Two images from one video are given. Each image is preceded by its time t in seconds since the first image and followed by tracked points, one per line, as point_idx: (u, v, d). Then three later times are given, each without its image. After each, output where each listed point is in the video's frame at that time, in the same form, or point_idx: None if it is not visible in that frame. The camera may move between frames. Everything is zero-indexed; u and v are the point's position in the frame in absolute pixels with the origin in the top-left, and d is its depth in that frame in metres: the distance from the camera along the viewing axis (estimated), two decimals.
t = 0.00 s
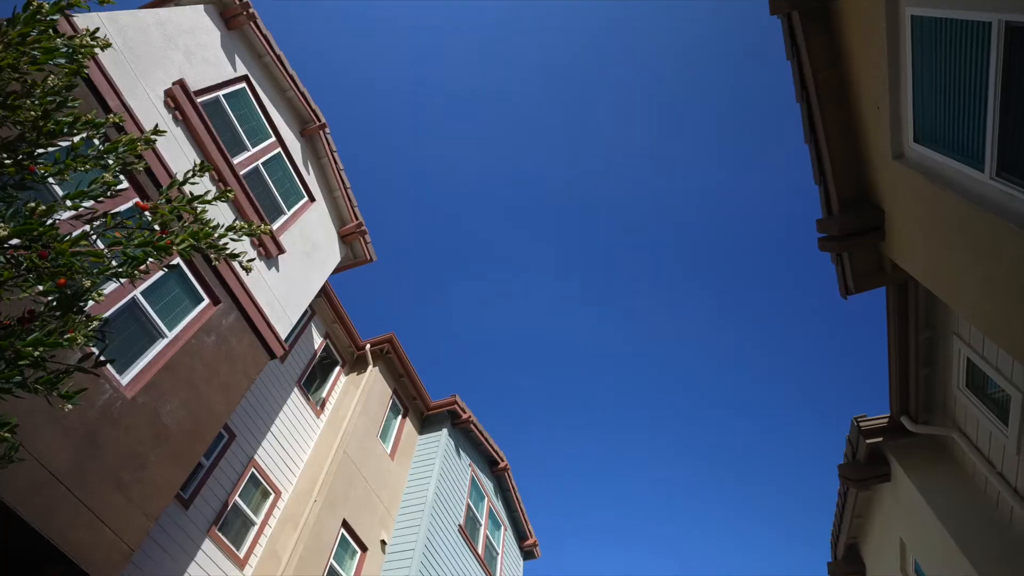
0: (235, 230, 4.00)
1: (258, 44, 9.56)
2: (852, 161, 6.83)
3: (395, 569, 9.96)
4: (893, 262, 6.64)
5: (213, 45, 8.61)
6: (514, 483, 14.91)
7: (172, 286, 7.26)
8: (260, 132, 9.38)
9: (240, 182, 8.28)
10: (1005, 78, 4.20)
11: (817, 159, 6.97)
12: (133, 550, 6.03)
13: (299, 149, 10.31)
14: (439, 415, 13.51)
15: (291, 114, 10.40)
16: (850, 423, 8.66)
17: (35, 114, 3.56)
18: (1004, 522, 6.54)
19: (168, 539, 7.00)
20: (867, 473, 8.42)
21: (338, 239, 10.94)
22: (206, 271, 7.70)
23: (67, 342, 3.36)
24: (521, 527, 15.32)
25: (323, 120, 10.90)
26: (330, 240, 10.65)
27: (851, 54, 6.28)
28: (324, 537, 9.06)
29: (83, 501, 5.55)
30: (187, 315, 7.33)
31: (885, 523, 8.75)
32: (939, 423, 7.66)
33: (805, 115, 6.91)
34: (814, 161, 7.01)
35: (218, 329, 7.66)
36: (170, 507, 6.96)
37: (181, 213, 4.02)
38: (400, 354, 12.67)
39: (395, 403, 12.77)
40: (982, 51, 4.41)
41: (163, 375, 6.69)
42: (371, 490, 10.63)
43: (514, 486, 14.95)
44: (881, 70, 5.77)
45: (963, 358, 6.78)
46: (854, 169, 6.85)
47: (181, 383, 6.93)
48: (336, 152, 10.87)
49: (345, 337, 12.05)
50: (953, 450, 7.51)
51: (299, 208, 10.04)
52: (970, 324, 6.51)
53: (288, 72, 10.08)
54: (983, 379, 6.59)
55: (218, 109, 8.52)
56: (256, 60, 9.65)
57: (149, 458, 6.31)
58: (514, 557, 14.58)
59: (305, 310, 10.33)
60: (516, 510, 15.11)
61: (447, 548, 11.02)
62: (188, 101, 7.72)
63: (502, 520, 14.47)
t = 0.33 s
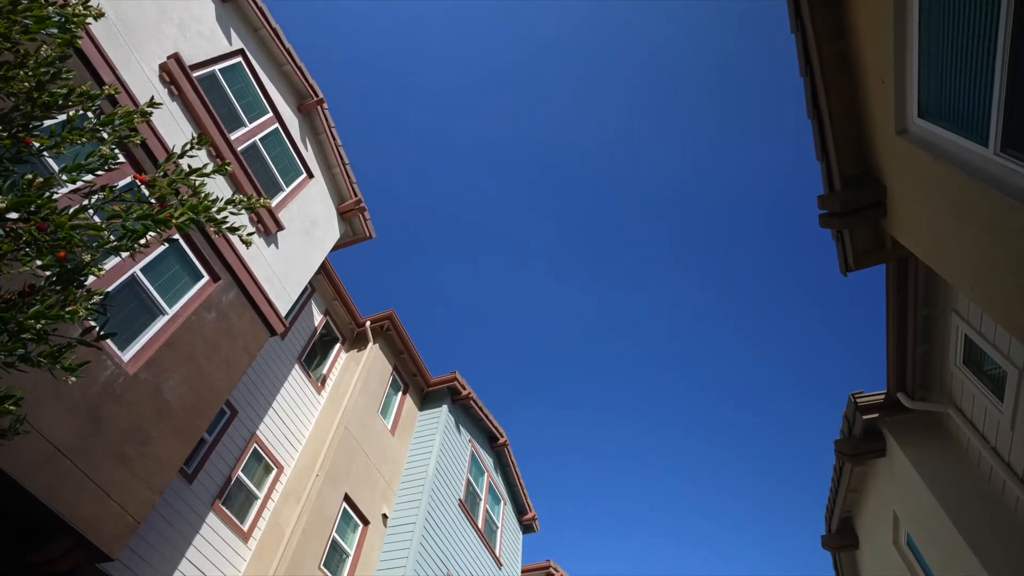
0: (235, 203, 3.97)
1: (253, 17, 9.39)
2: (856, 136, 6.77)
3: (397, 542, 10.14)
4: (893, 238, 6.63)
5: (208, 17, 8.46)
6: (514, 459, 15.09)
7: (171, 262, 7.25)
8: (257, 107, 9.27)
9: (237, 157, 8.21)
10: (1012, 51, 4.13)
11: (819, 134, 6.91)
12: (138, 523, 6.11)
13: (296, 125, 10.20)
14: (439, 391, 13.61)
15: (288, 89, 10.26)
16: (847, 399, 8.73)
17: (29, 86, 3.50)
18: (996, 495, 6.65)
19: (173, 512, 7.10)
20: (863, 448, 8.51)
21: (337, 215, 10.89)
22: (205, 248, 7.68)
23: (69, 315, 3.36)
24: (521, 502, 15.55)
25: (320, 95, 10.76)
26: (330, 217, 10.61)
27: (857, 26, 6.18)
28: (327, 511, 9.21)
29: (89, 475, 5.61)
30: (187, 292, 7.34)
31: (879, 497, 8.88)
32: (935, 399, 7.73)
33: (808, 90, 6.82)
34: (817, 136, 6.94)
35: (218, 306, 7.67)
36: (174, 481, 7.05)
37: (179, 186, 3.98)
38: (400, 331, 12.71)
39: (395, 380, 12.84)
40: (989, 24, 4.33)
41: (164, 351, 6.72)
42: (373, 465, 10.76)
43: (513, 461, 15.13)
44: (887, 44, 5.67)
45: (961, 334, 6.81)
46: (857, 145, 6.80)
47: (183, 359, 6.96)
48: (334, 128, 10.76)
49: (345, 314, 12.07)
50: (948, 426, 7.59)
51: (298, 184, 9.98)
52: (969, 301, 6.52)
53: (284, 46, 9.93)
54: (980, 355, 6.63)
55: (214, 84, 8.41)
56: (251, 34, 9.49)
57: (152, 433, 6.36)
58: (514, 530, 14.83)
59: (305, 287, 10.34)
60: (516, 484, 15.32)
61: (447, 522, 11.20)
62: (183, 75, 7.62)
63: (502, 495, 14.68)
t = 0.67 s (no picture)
0: (234, 177, 3.93)
1: None
2: (860, 112, 6.69)
3: (398, 517, 10.30)
4: (894, 216, 6.61)
5: None
6: (513, 435, 15.23)
7: (170, 240, 7.24)
8: (254, 83, 9.16)
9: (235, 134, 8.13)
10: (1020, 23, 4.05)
11: (822, 110, 6.84)
12: (143, 497, 6.19)
13: (294, 101, 10.09)
14: (439, 369, 13.68)
15: (285, 65, 10.12)
16: (844, 377, 8.77)
17: (22, 58, 3.44)
18: (990, 471, 6.74)
19: (177, 487, 7.19)
20: (859, 425, 8.59)
21: (336, 193, 10.83)
22: (203, 225, 7.65)
23: (70, 289, 3.35)
24: (520, 478, 15.74)
25: (318, 71, 10.63)
26: (329, 195, 10.55)
27: None
28: (329, 486, 9.33)
29: (93, 451, 5.66)
30: (186, 269, 7.34)
31: (874, 474, 8.99)
32: (931, 376, 7.79)
33: (812, 65, 6.73)
34: (820, 113, 6.87)
35: (218, 283, 7.67)
36: (178, 456, 7.12)
37: (176, 161, 3.95)
38: (400, 309, 12.74)
39: (395, 357, 12.90)
40: None
41: (165, 328, 6.74)
42: (374, 441, 10.87)
43: (513, 438, 15.27)
44: (894, 18, 5.59)
45: (960, 312, 6.82)
46: (861, 121, 6.72)
47: (184, 336, 6.98)
48: (332, 104, 10.65)
49: (345, 292, 12.07)
50: (944, 403, 7.65)
51: (296, 161, 9.90)
52: (968, 279, 6.53)
53: (280, 20, 9.76)
54: (978, 333, 6.67)
55: (210, 59, 8.29)
56: (247, 8, 9.34)
57: (155, 410, 6.41)
58: (513, 506, 15.04)
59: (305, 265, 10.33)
60: (515, 461, 15.50)
61: (447, 498, 11.36)
62: (179, 50, 7.51)
63: (501, 471, 14.86)
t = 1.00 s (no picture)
0: (233, 151, 3.89)
1: None
2: (864, 89, 6.62)
3: (398, 493, 10.45)
4: (896, 194, 6.57)
5: None
6: (513, 413, 15.35)
7: (169, 217, 7.22)
8: (250, 59, 9.04)
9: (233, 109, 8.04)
10: None
11: (825, 87, 6.77)
12: (147, 473, 6.25)
13: (291, 77, 9.97)
14: (439, 347, 13.73)
15: (281, 40, 9.99)
16: (842, 354, 8.81)
17: (14, 29, 3.38)
18: (984, 447, 6.83)
19: (179, 463, 7.26)
20: (855, 402, 8.67)
21: (334, 171, 10.76)
22: (201, 203, 7.61)
23: (70, 263, 3.34)
24: (519, 455, 15.91)
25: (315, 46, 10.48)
26: (327, 173, 10.48)
27: None
28: (330, 463, 9.44)
29: (96, 427, 5.70)
30: (185, 247, 7.32)
31: (869, 450, 9.09)
32: (929, 354, 7.83)
33: (815, 40, 6.64)
34: (823, 89, 6.80)
35: (218, 262, 7.66)
36: (180, 433, 7.17)
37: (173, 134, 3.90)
38: (400, 287, 12.74)
39: (394, 335, 12.94)
40: None
41: (165, 307, 6.74)
42: (374, 419, 10.96)
43: (513, 416, 15.40)
44: None
45: (959, 291, 6.84)
46: (865, 97, 6.64)
47: (184, 314, 6.99)
48: (330, 81, 10.53)
49: (344, 271, 12.05)
50: (940, 381, 7.70)
51: (294, 138, 9.82)
52: (968, 257, 6.55)
53: None
54: (976, 311, 6.70)
55: (205, 33, 8.17)
56: None
57: (156, 387, 6.45)
58: (512, 482, 15.24)
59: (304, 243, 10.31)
60: (515, 439, 15.65)
61: (447, 474, 11.50)
62: (172, 24, 7.40)
63: (501, 449, 15.02)
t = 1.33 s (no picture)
0: (230, 125, 3.85)
1: None
2: (868, 65, 6.53)
3: (399, 470, 10.59)
4: (898, 171, 6.54)
5: None
6: (512, 391, 15.44)
7: (167, 195, 7.19)
8: (246, 35, 8.91)
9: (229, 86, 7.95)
10: None
11: (828, 63, 6.69)
12: (150, 450, 6.30)
13: (288, 54, 9.84)
14: (439, 325, 13.77)
15: (278, 16, 9.83)
16: (840, 333, 8.84)
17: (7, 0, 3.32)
18: (979, 424, 6.91)
19: (182, 440, 7.32)
20: (853, 380, 8.72)
21: (333, 149, 10.68)
22: (199, 181, 7.57)
23: (70, 238, 3.33)
24: (519, 433, 16.05)
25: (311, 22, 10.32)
26: (325, 151, 10.40)
27: None
28: (332, 440, 9.52)
29: (100, 405, 5.74)
30: (185, 225, 7.30)
31: (865, 427, 9.18)
32: (926, 333, 7.87)
33: (819, 15, 6.54)
34: (826, 66, 6.71)
35: (217, 241, 7.64)
36: (182, 411, 7.22)
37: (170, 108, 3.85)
38: (399, 266, 12.72)
39: (394, 314, 12.97)
40: None
41: (165, 286, 6.74)
42: (375, 397, 11.04)
43: (512, 394, 15.50)
44: None
45: (958, 270, 6.85)
46: (869, 73, 6.56)
47: (184, 293, 6.99)
48: (327, 57, 10.39)
49: (343, 250, 12.03)
50: (937, 359, 7.75)
51: (291, 116, 9.73)
52: (968, 236, 6.55)
53: None
54: (975, 290, 6.72)
55: (199, 8, 8.04)
56: None
57: (158, 365, 6.48)
58: (512, 460, 15.42)
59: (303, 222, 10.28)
60: (515, 417, 15.78)
61: (447, 452, 11.64)
62: None
63: (500, 427, 15.17)
